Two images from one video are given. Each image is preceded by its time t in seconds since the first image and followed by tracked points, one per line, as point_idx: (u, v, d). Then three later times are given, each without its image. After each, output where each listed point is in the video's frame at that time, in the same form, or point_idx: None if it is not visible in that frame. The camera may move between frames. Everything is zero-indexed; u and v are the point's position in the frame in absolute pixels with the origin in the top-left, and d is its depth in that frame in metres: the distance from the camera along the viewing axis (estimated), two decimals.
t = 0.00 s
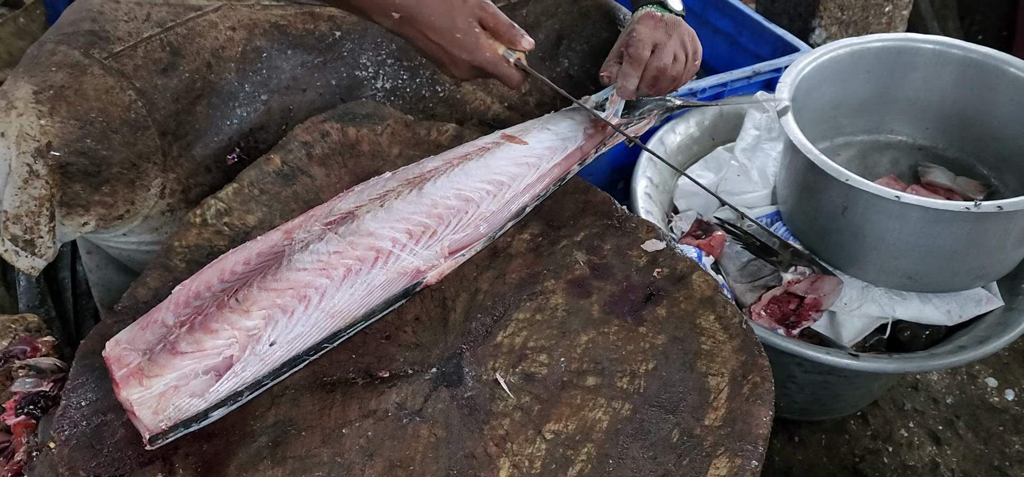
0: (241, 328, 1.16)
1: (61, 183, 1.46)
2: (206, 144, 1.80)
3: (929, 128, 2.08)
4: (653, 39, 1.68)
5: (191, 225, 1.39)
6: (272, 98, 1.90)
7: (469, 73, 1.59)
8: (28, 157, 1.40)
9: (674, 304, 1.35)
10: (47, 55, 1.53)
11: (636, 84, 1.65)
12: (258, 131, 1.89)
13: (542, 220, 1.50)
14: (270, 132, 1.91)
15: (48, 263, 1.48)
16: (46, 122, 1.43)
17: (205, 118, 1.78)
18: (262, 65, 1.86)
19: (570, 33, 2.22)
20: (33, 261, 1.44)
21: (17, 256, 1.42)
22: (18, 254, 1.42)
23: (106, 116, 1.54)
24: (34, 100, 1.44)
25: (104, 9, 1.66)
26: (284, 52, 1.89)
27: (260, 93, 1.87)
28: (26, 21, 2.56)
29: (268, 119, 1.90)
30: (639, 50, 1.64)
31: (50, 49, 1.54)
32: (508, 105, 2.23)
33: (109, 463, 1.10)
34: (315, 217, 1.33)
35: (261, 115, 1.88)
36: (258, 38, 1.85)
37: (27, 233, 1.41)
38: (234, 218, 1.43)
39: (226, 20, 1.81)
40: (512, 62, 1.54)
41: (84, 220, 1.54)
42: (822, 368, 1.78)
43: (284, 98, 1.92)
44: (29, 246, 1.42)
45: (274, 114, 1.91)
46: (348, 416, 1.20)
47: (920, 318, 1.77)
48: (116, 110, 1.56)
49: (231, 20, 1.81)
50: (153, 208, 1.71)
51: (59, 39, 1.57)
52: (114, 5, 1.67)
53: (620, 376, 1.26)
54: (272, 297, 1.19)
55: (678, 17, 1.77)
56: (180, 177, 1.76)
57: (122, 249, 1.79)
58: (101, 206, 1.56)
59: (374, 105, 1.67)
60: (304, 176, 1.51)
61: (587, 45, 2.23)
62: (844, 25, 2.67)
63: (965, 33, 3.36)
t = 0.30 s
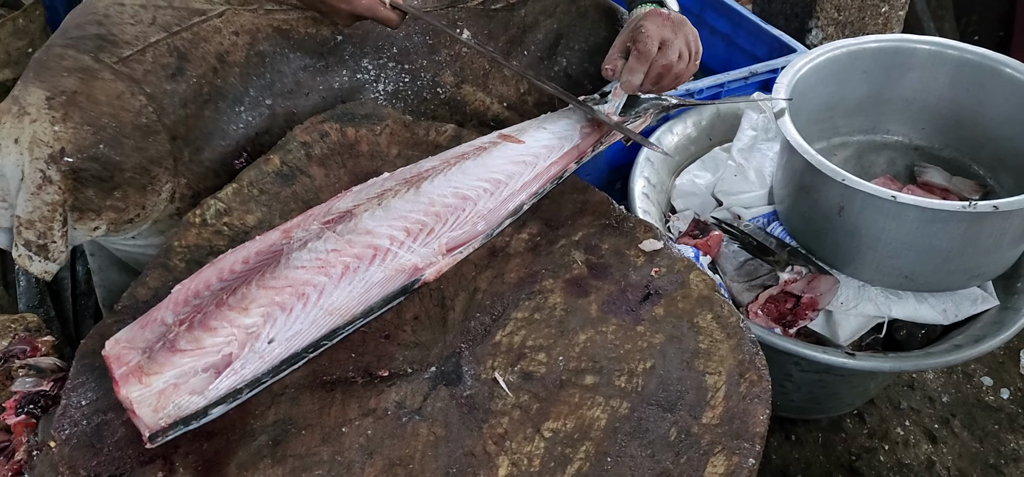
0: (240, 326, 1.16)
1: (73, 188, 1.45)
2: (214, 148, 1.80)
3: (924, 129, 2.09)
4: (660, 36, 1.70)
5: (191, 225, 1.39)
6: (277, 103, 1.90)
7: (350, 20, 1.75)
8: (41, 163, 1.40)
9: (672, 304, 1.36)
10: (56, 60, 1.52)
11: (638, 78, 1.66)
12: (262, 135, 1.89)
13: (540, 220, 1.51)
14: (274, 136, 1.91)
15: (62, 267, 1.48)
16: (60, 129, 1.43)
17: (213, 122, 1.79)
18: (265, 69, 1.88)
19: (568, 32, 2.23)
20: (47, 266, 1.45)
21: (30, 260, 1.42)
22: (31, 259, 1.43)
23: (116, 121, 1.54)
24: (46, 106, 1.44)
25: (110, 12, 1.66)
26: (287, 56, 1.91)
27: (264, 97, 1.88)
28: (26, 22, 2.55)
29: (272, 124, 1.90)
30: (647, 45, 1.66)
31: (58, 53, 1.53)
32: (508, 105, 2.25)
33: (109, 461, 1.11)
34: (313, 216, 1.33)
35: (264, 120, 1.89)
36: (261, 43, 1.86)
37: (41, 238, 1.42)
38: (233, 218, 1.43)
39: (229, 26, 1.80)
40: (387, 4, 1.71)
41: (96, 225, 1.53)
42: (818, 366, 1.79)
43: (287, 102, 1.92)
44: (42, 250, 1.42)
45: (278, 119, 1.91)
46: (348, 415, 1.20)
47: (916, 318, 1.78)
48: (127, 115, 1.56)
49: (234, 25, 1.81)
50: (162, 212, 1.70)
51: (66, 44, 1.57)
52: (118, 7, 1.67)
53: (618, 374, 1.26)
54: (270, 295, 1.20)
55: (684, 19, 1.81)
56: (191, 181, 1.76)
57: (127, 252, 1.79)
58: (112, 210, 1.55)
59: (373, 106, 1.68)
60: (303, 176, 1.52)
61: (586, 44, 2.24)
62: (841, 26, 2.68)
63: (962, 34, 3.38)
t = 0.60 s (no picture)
0: (240, 325, 1.16)
1: (52, 187, 1.46)
2: (200, 146, 1.77)
3: (922, 128, 2.10)
4: (666, 24, 1.76)
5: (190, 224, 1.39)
6: (268, 99, 1.88)
7: (487, 70, 1.64)
8: (18, 162, 1.39)
9: (670, 302, 1.36)
10: (40, 60, 1.56)
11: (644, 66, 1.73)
12: (253, 133, 1.85)
13: (540, 219, 1.51)
14: (266, 134, 1.88)
15: (39, 267, 1.44)
16: (36, 127, 1.43)
17: (201, 120, 1.76)
18: (257, 66, 1.86)
19: (565, 31, 2.23)
20: (23, 266, 1.41)
21: (6, 260, 1.38)
22: (7, 259, 1.38)
23: (97, 119, 1.53)
24: (24, 105, 1.45)
25: (99, 13, 1.72)
26: (279, 52, 1.91)
27: (255, 93, 1.85)
28: (24, 22, 2.55)
29: (265, 120, 1.87)
30: (653, 33, 1.72)
31: (44, 54, 1.58)
32: (506, 104, 2.23)
33: (109, 460, 1.11)
34: (313, 215, 1.33)
35: (257, 116, 1.85)
36: (253, 39, 1.87)
37: (17, 238, 1.38)
38: (232, 217, 1.43)
39: (219, 22, 1.83)
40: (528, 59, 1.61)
41: (77, 223, 1.54)
42: (817, 365, 1.79)
43: (281, 99, 1.90)
44: (18, 250, 1.39)
45: (270, 115, 1.88)
46: (347, 414, 1.20)
47: (914, 317, 1.79)
48: (107, 112, 1.56)
49: (225, 21, 1.84)
50: (147, 210, 1.70)
51: (53, 44, 1.62)
52: (108, 10, 1.74)
53: (617, 373, 1.27)
54: (270, 294, 1.20)
55: (685, 8, 1.87)
56: (175, 179, 1.74)
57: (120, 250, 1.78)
58: (95, 209, 1.56)
59: (371, 105, 1.68)
60: (302, 175, 1.52)
61: (582, 43, 2.24)
62: (839, 25, 2.69)
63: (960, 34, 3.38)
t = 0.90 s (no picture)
0: (241, 324, 1.16)
1: (69, 196, 1.45)
2: (212, 154, 1.81)
3: (922, 128, 2.10)
4: (688, 5, 1.84)
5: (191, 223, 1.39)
6: (277, 106, 1.91)
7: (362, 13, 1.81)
8: (37, 172, 1.40)
9: (671, 301, 1.36)
10: (51, 67, 1.52)
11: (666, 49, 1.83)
12: (263, 139, 1.90)
13: (540, 218, 1.51)
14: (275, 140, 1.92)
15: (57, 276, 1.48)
16: (53, 136, 1.43)
17: (212, 128, 1.79)
18: (265, 73, 1.88)
19: (569, 33, 2.23)
20: (42, 275, 1.45)
21: (25, 269, 1.43)
22: (27, 267, 1.43)
23: (112, 129, 1.53)
24: (41, 113, 1.44)
25: (107, 19, 1.66)
26: (287, 59, 1.92)
27: (265, 100, 1.89)
28: (23, 21, 2.54)
29: (274, 128, 1.91)
30: (677, 14, 1.81)
31: (55, 61, 1.53)
32: (509, 106, 2.20)
33: (110, 459, 1.11)
34: (313, 215, 1.33)
35: (266, 124, 1.89)
36: (261, 46, 1.87)
37: (36, 247, 1.42)
38: (233, 216, 1.43)
39: (228, 30, 1.80)
40: None
41: (92, 232, 1.54)
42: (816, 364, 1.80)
43: (289, 106, 1.93)
44: (37, 259, 1.43)
45: (279, 123, 1.92)
46: (348, 413, 1.20)
47: (914, 315, 1.79)
48: (122, 122, 1.56)
49: (233, 29, 1.81)
50: (160, 216, 1.71)
51: (63, 51, 1.56)
52: (117, 14, 1.67)
53: (618, 372, 1.27)
54: (271, 293, 1.20)
55: None
56: (187, 186, 1.77)
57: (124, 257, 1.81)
58: (109, 217, 1.56)
59: (372, 105, 1.68)
60: (302, 175, 1.52)
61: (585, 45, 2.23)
62: (838, 25, 2.69)
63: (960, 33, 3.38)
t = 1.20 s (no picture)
0: (244, 326, 1.15)
1: (34, 186, 1.55)
2: (187, 146, 1.78)
3: (922, 128, 2.10)
4: None
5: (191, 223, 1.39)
6: (260, 98, 1.86)
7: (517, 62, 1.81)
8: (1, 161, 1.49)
9: (672, 301, 1.36)
10: (26, 62, 1.58)
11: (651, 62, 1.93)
12: (245, 131, 1.85)
13: (540, 218, 1.52)
14: (258, 133, 1.87)
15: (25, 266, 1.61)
16: (17, 127, 1.51)
17: (188, 118, 1.78)
18: (247, 64, 1.84)
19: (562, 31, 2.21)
20: (9, 265, 1.57)
21: None
22: None
23: (81, 119, 1.59)
24: (7, 105, 1.51)
25: (87, 16, 1.69)
26: (272, 51, 1.88)
27: (245, 90, 1.84)
28: (24, 22, 2.55)
29: (255, 119, 1.86)
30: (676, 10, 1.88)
31: (29, 56, 1.59)
32: (503, 102, 2.13)
33: (111, 459, 1.11)
34: (316, 216, 1.33)
35: (247, 115, 1.84)
36: (245, 37, 1.84)
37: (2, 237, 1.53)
38: (234, 216, 1.43)
39: (211, 21, 1.79)
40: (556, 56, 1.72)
41: (63, 224, 1.63)
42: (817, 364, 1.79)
43: (273, 97, 1.87)
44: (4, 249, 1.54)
45: (262, 114, 1.86)
46: (349, 412, 1.20)
47: (914, 314, 1.79)
48: (92, 112, 1.61)
49: (217, 20, 1.80)
50: (135, 209, 1.76)
51: (38, 47, 1.62)
52: (97, 12, 1.71)
53: (618, 372, 1.27)
54: (274, 295, 1.19)
55: None
56: (164, 178, 1.77)
57: (121, 256, 1.87)
58: (80, 208, 1.64)
59: (372, 105, 1.71)
60: (303, 175, 1.52)
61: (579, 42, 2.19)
62: (837, 25, 2.70)
63: (959, 33, 3.38)
